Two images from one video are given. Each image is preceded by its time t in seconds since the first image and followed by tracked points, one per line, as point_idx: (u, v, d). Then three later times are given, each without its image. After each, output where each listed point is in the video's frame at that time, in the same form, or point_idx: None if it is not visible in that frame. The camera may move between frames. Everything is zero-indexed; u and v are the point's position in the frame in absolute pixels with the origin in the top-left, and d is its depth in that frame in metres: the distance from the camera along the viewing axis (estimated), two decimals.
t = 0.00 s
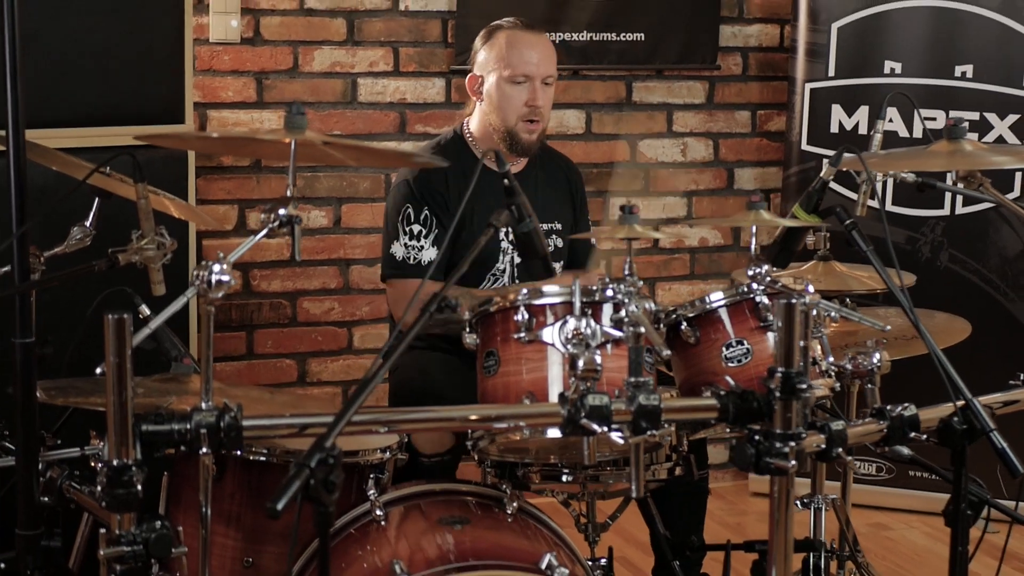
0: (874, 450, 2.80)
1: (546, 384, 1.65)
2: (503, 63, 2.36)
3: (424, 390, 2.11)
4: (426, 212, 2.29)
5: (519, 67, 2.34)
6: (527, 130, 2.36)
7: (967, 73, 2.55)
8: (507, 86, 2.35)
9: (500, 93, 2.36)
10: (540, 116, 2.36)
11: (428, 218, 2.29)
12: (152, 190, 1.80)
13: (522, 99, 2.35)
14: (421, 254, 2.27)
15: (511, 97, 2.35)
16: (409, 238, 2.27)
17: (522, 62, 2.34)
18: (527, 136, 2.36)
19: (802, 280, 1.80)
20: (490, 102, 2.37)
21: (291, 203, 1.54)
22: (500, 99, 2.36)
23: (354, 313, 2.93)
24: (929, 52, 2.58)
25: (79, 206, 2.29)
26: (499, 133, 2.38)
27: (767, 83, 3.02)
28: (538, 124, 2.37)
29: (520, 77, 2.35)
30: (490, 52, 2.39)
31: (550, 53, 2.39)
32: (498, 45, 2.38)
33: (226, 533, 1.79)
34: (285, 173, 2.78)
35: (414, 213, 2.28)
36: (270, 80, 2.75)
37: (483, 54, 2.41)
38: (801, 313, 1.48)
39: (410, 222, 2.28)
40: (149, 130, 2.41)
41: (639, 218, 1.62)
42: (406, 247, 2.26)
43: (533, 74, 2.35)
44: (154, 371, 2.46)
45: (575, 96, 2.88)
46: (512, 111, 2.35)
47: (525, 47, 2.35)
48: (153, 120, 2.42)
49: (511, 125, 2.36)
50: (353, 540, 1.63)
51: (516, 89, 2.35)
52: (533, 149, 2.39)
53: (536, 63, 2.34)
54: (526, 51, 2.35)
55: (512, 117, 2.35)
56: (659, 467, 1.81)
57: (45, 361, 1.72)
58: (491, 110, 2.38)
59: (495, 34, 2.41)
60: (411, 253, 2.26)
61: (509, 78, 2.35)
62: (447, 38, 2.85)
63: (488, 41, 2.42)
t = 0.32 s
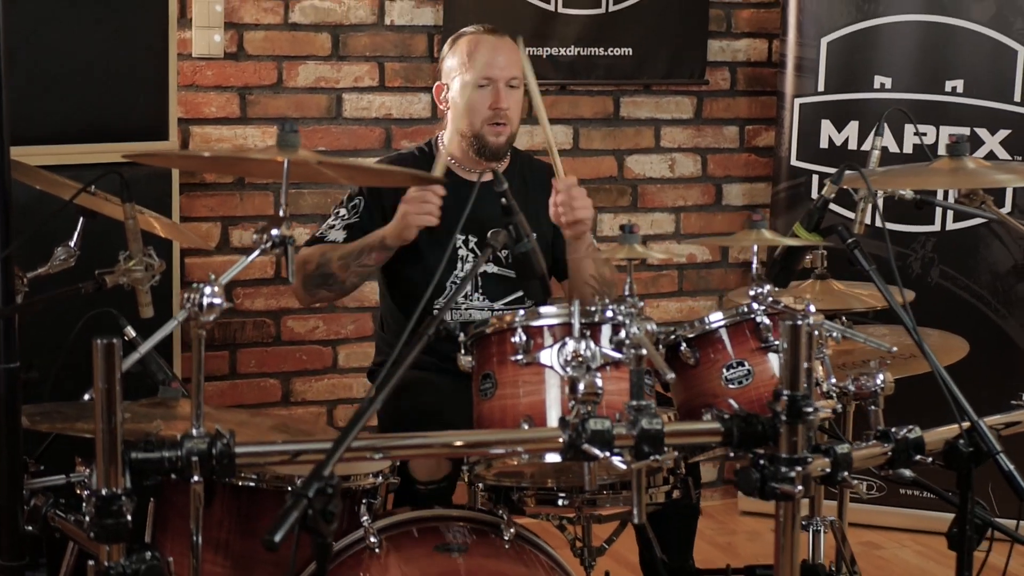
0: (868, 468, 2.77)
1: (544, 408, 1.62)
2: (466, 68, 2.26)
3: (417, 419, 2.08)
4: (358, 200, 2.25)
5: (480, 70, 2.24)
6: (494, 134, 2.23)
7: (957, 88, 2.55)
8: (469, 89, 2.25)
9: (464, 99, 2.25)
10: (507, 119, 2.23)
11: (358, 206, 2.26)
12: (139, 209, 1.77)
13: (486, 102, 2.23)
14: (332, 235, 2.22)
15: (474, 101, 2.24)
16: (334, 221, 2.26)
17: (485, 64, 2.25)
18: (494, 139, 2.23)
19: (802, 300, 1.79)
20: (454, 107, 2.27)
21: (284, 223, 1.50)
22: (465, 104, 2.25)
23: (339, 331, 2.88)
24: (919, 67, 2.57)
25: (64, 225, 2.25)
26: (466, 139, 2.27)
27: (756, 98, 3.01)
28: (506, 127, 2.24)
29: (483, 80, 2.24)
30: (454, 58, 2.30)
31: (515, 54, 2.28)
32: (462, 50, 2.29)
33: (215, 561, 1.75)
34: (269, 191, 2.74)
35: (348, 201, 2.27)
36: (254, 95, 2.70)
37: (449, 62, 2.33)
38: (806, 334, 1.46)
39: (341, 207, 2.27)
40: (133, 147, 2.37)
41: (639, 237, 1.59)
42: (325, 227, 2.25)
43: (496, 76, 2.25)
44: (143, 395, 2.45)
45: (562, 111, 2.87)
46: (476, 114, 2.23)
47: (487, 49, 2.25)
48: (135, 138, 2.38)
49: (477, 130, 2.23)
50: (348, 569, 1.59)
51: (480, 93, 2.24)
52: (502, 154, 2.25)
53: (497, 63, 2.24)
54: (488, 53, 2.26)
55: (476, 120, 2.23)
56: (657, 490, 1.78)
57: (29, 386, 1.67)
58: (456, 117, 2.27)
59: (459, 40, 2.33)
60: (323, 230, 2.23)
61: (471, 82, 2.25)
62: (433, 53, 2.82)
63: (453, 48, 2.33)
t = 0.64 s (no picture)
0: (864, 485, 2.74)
1: (543, 429, 1.59)
2: (438, 89, 2.24)
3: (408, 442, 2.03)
4: (337, 225, 2.29)
5: (452, 89, 2.22)
6: (470, 151, 2.19)
7: (951, 101, 2.54)
8: (442, 110, 2.22)
9: (438, 119, 2.23)
10: (483, 135, 2.20)
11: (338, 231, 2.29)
12: (126, 227, 1.74)
13: (460, 121, 2.21)
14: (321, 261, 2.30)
15: (448, 121, 2.21)
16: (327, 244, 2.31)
17: (457, 83, 2.22)
18: (471, 155, 2.19)
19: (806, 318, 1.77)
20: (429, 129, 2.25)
21: (277, 241, 1.47)
22: (439, 125, 2.23)
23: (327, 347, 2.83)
24: (911, 80, 2.56)
25: (48, 244, 2.19)
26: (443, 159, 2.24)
27: (747, 111, 2.99)
28: (483, 143, 2.20)
29: (455, 99, 2.22)
30: (427, 79, 2.28)
31: (490, 71, 2.26)
32: (434, 70, 2.27)
33: None
34: (256, 206, 2.69)
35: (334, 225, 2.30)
36: (240, 109, 2.66)
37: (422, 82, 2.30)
38: (812, 353, 1.44)
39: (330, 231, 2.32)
40: (119, 162, 2.34)
41: (638, 254, 1.59)
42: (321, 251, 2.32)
43: (468, 94, 2.22)
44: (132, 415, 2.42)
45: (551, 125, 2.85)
46: (450, 133, 2.21)
47: (458, 69, 2.23)
48: (119, 153, 2.34)
49: (452, 149, 2.21)
50: None
51: (453, 112, 2.22)
52: (479, 170, 2.21)
53: (469, 82, 2.21)
54: (460, 71, 2.23)
55: (450, 139, 2.20)
56: (654, 509, 1.75)
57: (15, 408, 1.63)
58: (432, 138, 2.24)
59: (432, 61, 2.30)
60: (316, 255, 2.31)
61: (445, 103, 2.23)
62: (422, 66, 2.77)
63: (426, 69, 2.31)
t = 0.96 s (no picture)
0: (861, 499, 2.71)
1: (541, 448, 1.56)
2: (446, 104, 2.21)
3: (398, 458, 1.98)
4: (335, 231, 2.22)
5: (463, 105, 2.19)
6: (477, 171, 2.17)
7: (948, 111, 2.53)
8: (450, 127, 2.19)
9: (444, 136, 2.20)
10: (491, 157, 2.18)
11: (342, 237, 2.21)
12: (115, 241, 1.70)
13: (468, 139, 2.18)
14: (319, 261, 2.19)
15: (456, 139, 2.18)
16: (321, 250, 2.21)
17: (467, 100, 2.19)
18: (478, 175, 2.17)
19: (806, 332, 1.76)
20: (435, 143, 2.21)
21: (270, 257, 1.43)
22: (446, 141, 2.19)
23: (317, 360, 2.79)
24: (908, 90, 2.55)
25: (34, 258, 2.15)
26: (446, 175, 2.21)
27: (741, 120, 2.97)
28: (489, 164, 2.18)
29: (464, 117, 2.19)
30: (433, 91, 2.24)
31: (498, 88, 2.23)
32: (440, 83, 2.23)
33: None
34: (244, 217, 2.65)
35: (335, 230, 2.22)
36: (228, 119, 2.62)
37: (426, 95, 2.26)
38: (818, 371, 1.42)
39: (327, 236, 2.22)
40: (106, 174, 2.30)
41: (639, 269, 1.61)
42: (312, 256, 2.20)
43: (479, 112, 2.19)
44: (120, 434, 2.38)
45: (544, 135, 2.82)
46: (459, 152, 2.18)
47: (469, 84, 2.20)
48: (105, 165, 2.30)
49: (458, 167, 2.18)
50: None
51: (462, 129, 2.19)
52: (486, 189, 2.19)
53: (479, 100, 2.18)
54: (470, 87, 2.20)
55: (457, 158, 2.17)
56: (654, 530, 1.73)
57: None
58: (438, 154, 2.21)
59: (438, 72, 2.26)
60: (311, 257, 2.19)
61: (454, 119, 2.19)
62: (413, 75, 2.73)
63: (431, 81, 2.27)
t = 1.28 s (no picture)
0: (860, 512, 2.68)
1: (540, 467, 1.52)
2: (449, 110, 2.17)
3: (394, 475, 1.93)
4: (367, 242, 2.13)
5: (469, 111, 2.15)
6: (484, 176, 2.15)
7: (945, 119, 2.50)
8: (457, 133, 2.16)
9: (448, 143, 2.16)
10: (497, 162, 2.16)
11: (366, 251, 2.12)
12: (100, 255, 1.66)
13: (475, 145, 2.15)
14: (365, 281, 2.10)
15: (461, 145, 2.15)
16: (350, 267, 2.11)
17: (471, 106, 2.15)
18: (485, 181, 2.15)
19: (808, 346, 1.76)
20: (438, 150, 2.17)
21: (262, 271, 1.40)
22: (450, 148, 2.16)
23: (305, 373, 2.74)
24: (903, 98, 2.52)
25: (16, 274, 2.10)
26: (450, 183, 2.17)
27: (735, 129, 2.94)
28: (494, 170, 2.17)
29: (470, 122, 2.15)
30: (433, 97, 2.20)
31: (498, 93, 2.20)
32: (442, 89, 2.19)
33: None
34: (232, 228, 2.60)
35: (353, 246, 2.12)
36: (215, 128, 2.57)
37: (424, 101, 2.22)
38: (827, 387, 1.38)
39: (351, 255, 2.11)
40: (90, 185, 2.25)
41: (641, 283, 1.59)
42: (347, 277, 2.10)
43: (484, 118, 2.16)
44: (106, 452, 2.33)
45: (536, 144, 2.79)
46: (466, 157, 2.15)
47: (472, 91, 2.16)
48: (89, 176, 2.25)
49: (465, 173, 2.15)
50: None
51: (470, 135, 2.16)
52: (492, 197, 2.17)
53: (484, 105, 2.15)
54: (473, 93, 2.17)
55: (465, 163, 2.14)
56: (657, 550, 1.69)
57: None
58: (441, 161, 2.17)
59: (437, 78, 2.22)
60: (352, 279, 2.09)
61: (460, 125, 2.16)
62: (403, 84, 2.69)
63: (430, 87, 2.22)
